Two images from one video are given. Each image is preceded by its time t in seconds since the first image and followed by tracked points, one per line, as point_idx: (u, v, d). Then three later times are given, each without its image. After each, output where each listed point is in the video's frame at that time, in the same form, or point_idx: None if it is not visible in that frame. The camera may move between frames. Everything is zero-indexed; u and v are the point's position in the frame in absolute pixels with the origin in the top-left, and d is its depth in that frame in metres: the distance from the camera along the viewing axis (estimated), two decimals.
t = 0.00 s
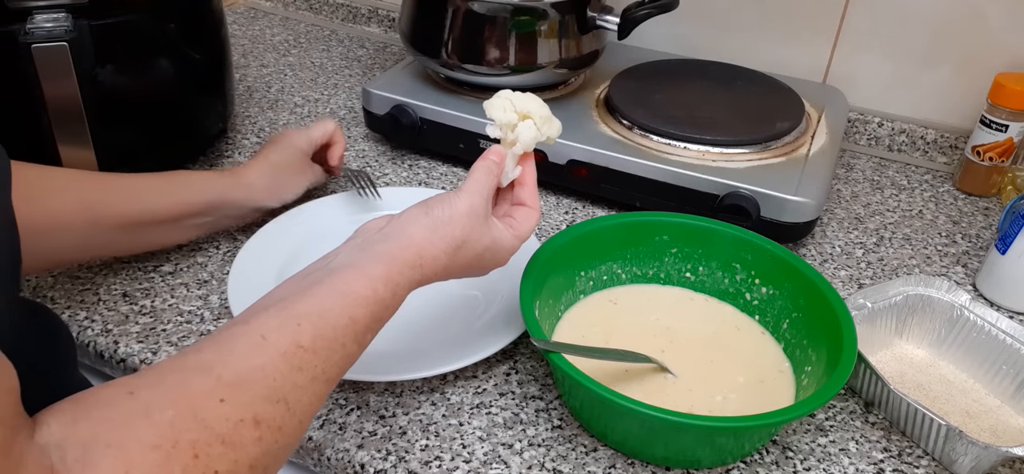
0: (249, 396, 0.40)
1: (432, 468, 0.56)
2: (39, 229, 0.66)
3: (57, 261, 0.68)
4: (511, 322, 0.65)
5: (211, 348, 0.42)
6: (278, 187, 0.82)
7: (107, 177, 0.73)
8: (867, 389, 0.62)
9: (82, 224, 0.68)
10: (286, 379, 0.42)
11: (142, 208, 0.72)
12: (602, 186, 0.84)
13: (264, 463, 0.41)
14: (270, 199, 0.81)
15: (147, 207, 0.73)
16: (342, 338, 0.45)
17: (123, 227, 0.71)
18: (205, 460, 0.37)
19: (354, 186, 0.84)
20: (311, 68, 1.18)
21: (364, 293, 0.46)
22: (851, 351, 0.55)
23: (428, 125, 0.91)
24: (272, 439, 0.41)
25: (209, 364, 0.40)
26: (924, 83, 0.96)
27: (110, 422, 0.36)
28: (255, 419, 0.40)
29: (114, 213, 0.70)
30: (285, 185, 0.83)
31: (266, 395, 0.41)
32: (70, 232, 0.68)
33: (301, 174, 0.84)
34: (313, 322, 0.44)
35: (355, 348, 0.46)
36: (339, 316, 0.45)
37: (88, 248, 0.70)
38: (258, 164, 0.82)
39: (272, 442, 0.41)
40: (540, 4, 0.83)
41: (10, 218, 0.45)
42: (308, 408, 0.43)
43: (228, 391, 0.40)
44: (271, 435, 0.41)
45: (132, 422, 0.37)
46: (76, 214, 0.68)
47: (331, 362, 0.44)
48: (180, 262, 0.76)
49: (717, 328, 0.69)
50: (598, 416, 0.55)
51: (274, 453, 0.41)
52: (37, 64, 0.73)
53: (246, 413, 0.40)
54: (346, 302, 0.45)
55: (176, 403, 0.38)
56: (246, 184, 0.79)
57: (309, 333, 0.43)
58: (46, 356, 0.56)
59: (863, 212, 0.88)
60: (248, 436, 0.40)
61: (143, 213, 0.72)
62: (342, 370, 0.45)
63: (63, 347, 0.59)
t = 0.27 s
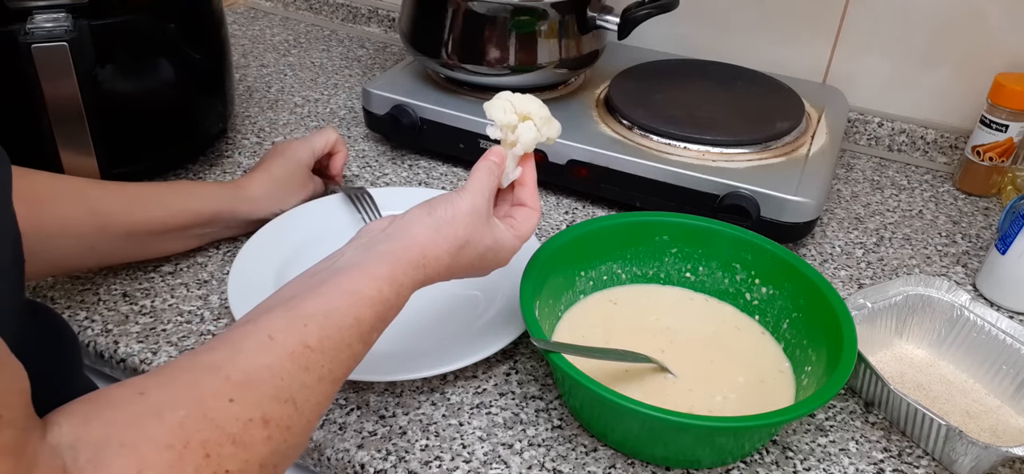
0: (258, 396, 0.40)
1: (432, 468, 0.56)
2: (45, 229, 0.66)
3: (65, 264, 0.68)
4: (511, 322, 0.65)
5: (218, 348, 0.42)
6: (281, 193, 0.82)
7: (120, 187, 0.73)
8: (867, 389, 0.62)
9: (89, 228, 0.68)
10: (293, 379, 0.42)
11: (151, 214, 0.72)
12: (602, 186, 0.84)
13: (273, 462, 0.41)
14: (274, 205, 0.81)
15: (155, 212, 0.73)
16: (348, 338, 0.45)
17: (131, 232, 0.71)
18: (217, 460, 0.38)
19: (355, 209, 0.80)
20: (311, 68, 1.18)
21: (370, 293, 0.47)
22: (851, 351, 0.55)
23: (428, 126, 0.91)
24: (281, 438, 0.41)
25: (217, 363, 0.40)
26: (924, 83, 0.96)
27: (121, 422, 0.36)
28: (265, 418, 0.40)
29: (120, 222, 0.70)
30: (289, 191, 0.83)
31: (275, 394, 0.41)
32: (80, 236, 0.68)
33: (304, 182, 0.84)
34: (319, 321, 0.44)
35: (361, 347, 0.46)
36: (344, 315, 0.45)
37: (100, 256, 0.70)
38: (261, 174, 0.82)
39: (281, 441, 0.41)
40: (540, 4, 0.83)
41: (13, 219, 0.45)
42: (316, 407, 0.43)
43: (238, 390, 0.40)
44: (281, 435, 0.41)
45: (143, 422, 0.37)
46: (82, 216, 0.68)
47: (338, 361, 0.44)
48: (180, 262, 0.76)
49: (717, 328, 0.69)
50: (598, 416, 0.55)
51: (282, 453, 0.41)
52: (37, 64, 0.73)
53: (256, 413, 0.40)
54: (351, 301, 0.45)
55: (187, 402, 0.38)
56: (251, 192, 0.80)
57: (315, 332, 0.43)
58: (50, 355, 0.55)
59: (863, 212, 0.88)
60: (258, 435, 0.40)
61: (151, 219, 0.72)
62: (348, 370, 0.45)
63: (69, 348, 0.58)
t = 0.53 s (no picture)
0: (261, 397, 0.40)
1: (432, 468, 0.56)
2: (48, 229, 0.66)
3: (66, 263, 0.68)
4: (511, 322, 0.65)
5: (221, 349, 0.42)
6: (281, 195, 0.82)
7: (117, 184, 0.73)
8: (867, 389, 0.62)
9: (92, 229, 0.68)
10: (296, 379, 0.42)
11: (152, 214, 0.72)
12: (602, 187, 0.84)
13: (276, 462, 0.41)
14: (274, 206, 0.81)
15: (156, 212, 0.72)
16: (350, 338, 0.45)
17: (132, 232, 0.71)
18: (221, 460, 0.38)
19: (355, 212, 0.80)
20: (311, 68, 1.18)
21: (371, 293, 0.47)
22: (851, 351, 0.55)
23: (428, 126, 0.91)
24: (284, 438, 0.41)
25: (221, 362, 0.40)
26: (923, 83, 0.96)
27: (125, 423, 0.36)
28: (268, 419, 0.40)
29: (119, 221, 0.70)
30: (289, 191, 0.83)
31: (277, 395, 0.41)
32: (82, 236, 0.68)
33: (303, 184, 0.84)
34: (322, 321, 0.44)
35: (362, 347, 0.46)
36: (346, 314, 0.45)
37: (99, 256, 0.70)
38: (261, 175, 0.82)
39: (285, 441, 0.41)
40: (540, 4, 0.83)
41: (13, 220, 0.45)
42: (318, 407, 0.43)
43: (242, 390, 0.40)
44: (284, 435, 0.41)
45: (148, 422, 0.37)
46: (84, 217, 0.68)
47: (340, 362, 0.44)
48: (180, 262, 0.76)
49: (717, 328, 0.69)
50: (598, 416, 0.55)
51: (285, 454, 0.41)
52: (37, 64, 0.73)
53: (259, 413, 0.40)
54: (353, 301, 0.45)
55: (191, 402, 0.38)
56: (251, 192, 0.79)
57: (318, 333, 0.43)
58: (50, 357, 0.55)
59: (863, 212, 0.88)
60: (261, 436, 0.40)
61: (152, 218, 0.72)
62: (350, 370, 0.45)
63: (70, 347, 0.58)
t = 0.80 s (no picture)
0: (259, 406, 0.40)
1: (432, 468, 0.56)
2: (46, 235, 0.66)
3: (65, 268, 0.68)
4: (511, 322, 0.65)
5: (220, 355, 0.42)
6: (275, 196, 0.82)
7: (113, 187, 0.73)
8: (867, 389, 0.62)
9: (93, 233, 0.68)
10: (294, 385, 0.42)
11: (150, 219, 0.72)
12: (602, 186, 0.84)
13: (276, 470, 0.41)
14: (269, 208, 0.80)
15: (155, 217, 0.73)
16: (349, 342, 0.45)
17: (131, 233, 0.71)
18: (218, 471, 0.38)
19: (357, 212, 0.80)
20: (311, 68, 1.18)
21: (371, 296, 0.47)
22: (851, 351, 0.55)
23: (428, 126, 0.91)
24: (282, 447, 0.41)
25: (217, 372, 0.40)
26: (923, 83, 0.96)
27: (123, 433, 0.36)
28: (266, 427, 0.40)
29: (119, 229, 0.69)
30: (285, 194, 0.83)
31: (276, 403, 0.41)
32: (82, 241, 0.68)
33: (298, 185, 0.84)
34: (320, 327, 0.44)
35: (362, 350, 0.46)
36: (345, 318, 0.45)
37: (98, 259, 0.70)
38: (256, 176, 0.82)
39: (283, 451, 0.41)
40: (540, 4, 0.83)
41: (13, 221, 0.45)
42: (316, 414, 0.43)
43: (239, 400, 0.40)
44: (282, 444, 0.41)
45: (145, 433, 0.37)
46: (84, 222, 0.68)
47: (339, 366, 0.44)
48: (180, 262, 0.76)
49: (717, 328, 0.69)
50: (598, 416, 0.55)
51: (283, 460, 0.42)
52: (37, 64, 0.73)
53: (257, 422, 0.40)
54: (352, 305, 0.45)
55: (189, 412, 0.38)
56: (246, 194, 0.79)
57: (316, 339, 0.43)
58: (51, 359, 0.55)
59: (863, 212, 0.88)
60: (259, 446, 0.40)
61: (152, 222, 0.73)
62: (349, 374, 0.46)
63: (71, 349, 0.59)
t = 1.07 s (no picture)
0: (261, 408, 0.40)
1: (432, 468, 0.56)
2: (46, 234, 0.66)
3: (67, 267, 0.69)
4: (511, 322, 0.65)
5: (220, 358, 0.41)
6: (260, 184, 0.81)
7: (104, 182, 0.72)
8: (867, 389, 0.62)
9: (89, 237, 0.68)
10: (296, 388, 0.42)
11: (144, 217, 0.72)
12: (602, 186, 0.84)
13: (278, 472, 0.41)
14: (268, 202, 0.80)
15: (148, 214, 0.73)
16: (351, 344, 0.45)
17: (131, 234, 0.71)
18: None
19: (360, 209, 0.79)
20: (311, 68, 1.18)
21: (371, 296, 0.47)
22: (851, 351, 0.56)
23: (428, 126, 0.91)
24: (285, 449, 0.41)
25: (220, 375, 0.40)
26: (923, 83, 0.96)
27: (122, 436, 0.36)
28: (269, 429, 0.40)
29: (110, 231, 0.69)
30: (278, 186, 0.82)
31: (278, 405, 0.41)
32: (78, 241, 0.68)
33: (293, 174, 0.83)
34: (321, 328, 0.44)
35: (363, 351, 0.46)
36: (347, 320, 0.45)
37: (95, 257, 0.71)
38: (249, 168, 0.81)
39: (286, 452, 0.41)
40: (540, 4, 0.83)
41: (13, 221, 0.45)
42: (318, 416, 0.43)
43: (241, 403, 0.40)
44: (285, 445, 0.41)
45: (146, 437, 0.37)
46: (84, 223, 0.68)
47: (342, 368, 0.44)
48: (180, 262, 0.75)
49: (717, 328, 0.69)
50: (598, 416, 0.55)
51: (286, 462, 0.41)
52: (36, 64, 0.73)
53: (259, 425, 0.40)
54: (353, 305, 0.45)
55: (189, 416, 0.38)
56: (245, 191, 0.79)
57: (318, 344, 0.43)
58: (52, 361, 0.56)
59: (863, 212, 0.88)
60: (262, 447, 0.40)
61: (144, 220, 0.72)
62: (351, 375, 0.45)
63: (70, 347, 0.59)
